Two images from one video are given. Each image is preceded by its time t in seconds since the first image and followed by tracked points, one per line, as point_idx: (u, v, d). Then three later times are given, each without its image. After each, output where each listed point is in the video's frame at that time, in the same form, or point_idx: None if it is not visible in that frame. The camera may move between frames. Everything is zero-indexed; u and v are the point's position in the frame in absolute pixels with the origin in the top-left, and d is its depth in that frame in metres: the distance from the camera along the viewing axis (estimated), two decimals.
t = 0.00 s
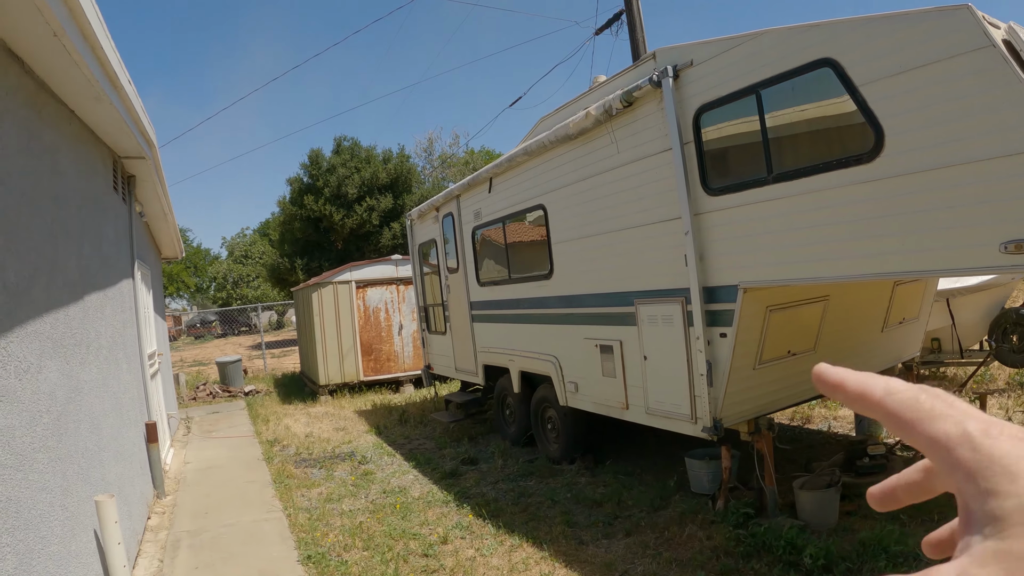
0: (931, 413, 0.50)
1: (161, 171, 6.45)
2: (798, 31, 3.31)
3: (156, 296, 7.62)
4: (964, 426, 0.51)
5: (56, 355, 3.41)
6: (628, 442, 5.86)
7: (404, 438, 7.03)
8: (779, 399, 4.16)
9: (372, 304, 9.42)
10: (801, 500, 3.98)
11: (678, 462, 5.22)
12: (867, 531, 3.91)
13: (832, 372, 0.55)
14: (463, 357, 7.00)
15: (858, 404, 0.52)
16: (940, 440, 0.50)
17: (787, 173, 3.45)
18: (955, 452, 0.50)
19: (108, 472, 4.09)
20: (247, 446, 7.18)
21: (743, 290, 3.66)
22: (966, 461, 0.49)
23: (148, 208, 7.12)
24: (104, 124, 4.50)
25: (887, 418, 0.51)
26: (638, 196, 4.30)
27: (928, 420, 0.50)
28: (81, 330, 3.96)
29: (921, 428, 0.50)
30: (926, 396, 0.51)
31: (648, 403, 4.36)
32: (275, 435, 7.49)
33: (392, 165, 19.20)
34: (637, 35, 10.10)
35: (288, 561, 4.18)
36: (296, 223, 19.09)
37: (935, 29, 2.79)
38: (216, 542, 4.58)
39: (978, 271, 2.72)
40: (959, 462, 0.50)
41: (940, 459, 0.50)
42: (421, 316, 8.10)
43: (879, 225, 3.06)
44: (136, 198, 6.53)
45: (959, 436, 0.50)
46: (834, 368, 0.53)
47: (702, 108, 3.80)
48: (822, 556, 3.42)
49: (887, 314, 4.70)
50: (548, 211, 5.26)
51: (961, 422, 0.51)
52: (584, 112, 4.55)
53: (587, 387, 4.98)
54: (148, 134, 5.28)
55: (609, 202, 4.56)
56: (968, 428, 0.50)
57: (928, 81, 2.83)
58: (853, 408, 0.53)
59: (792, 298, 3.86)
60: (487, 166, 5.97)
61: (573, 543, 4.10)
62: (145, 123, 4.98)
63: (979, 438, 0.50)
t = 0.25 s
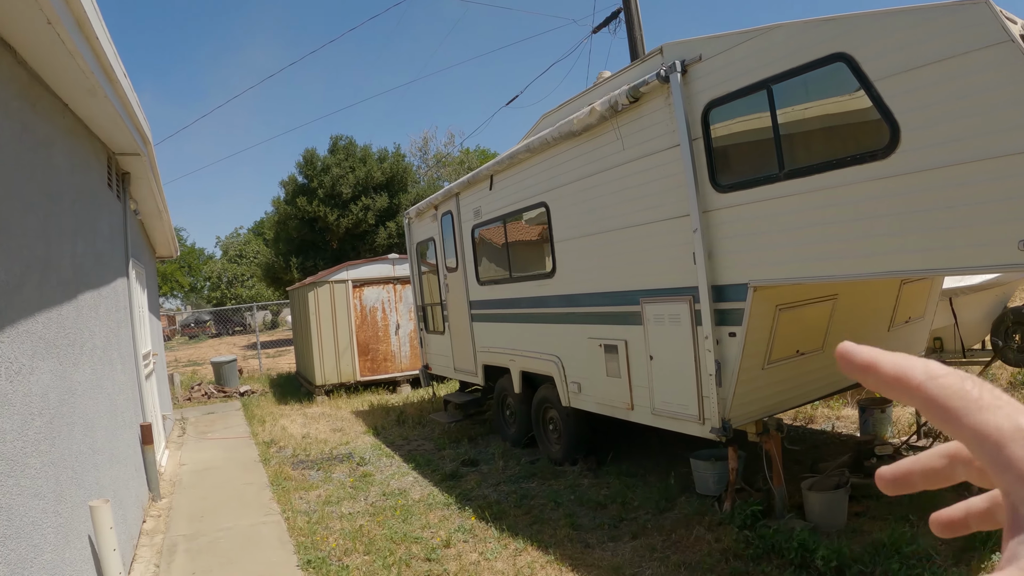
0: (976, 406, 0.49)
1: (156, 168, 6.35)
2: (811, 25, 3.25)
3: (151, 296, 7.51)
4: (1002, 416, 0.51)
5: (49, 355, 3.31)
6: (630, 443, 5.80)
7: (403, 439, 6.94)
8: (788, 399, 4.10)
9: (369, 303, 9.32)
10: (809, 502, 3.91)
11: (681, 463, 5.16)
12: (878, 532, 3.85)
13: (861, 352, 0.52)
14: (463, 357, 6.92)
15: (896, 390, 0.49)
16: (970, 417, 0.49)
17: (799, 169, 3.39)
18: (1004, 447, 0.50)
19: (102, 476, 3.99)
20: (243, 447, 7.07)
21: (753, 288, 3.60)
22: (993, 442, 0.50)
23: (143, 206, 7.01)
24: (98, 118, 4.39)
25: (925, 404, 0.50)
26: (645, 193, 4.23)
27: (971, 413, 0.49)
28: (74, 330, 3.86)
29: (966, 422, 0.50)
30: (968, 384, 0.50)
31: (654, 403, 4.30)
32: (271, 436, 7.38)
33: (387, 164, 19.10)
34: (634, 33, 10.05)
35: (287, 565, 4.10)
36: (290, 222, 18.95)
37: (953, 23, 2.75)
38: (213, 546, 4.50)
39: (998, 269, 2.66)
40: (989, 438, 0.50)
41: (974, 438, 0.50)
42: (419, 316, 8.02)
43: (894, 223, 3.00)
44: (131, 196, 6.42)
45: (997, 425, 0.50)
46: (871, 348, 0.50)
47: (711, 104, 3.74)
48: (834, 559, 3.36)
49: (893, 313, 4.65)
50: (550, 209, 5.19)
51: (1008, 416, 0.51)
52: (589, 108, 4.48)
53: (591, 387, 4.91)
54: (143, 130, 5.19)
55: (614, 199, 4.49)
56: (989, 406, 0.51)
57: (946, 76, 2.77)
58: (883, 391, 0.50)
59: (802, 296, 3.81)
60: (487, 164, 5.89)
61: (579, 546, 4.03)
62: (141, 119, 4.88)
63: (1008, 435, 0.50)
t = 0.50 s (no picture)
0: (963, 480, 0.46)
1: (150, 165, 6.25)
2: (820, 19, 3.20)
3: (144, 294, 7.40)
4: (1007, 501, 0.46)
5: (40, 354, 3.22)
6: (631, 443, 5.74)
7: (400, 440, 6.86)
8: (793, 398, 4.05)
9: (364, 303, 9.23)
10: (815, 502, 3.86)
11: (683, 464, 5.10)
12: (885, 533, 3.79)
13: (860, 429, 0.51)
14: (460, 357, 6.84)
15: (889, 466, 0.48)
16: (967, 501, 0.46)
17: (808, 165, 3.33)
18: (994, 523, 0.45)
19: (95, 479, 3.90)
20: (238, 448, 6.97)
21: (760, 286, 3.55)
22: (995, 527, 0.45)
23: (137, 204, 6.91)
24: (91, 111, 4.29)
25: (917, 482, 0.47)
26: (649, 190, 4.18)
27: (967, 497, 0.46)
28: (67, 329, 3.77)
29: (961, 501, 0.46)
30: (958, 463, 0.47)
31: (657, 403, 4.24)
32: (266, 437, 7.28)
33: (382, 164, 19.01)
34: (631, 33, 10.02)
35: (285, 569, 4.01)
36: (284, 222, 18.82)
37: (967, 16, 2.69)
38: (208, 550, 4.41)
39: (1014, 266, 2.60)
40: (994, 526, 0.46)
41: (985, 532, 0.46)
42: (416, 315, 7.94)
43: (905, 219, 2.95)
44: (124, 193, 6.32)
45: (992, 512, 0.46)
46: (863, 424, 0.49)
47: (717, 99, 3.69)
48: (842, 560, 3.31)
49: (898, 311, 4.61)
50: (551, 207, 5.12)
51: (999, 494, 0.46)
52: (592, 104, 4.42)
53: (592, 386, 4.85)
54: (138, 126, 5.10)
55: (617, 196, 4.44)
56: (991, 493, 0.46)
57: (959, 71, 2.72)
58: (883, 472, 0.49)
59: (808, 294, 3.76)
60: (487, 161, 5.83)
61: (582, 548, 3.96)
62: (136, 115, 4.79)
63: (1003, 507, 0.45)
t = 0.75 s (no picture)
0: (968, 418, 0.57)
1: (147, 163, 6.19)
2: (829, 17, 3.19)
3: (140, 294, 7.33)
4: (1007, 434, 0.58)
5: (41, 355, 3.17)
6: (633, 442, 5.73)
7: (399, 441, 6.82)
8: (799, 397, 4.05)
9: (361, 303, 9.18)
10: (820, 501, 3.85)
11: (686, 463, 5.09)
12: (891, 531, 3.79)
13: (902, 392, 0.59)
14: (459, 357, 6.81)
15: (939, 421, 0.57)
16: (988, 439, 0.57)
17: (817, 163, 3.33)
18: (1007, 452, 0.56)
19: (95, 481, 3.84)
20: (236, 449, 6.91)
21: (768, 284, 3.54)
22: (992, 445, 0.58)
23: (133, 202, 6.84)
24: (90, 108, 4.24)
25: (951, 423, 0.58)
26: (654, 189, 4.17)
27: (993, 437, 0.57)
28: (66, 329, 3.72)
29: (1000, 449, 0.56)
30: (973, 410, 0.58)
31: (662, 403, 4.23)
32: (264, 438, 7.22)
33: (376, 164, 18.93)
34: (628, 33, 10.00)
35: (288, 571, 3.97)
36: (278, 222, 18.71)
37: (977, 15, 2.68)
38: (209, 552, 4.36)
39: None
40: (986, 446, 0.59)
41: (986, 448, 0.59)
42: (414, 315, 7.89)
43: (915, 217, 2.94)
44: (121, 192, 6.25)
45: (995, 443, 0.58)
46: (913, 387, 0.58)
47: (725, 97, 3.68)
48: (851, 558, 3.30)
49: (901, 310, 4.62)
50: (553, 206, 5.10)
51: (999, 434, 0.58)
52: (596, 102, 4.41)
53: (596, 386, 4.83)
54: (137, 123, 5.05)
55: (621, 195, 4.42)
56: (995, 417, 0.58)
57: (970, 70, 2.72)
58: (926, 428, 0.59)
59: (815, 293, 3.76)
60: (488, 160, 5.80)
61: (588, 548, 3.95)
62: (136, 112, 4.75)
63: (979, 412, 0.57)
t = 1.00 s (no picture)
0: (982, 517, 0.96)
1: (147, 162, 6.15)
2: (841, 19, 3.20)
3: (138, 294, 7.27)
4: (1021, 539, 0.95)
5: (46, 356, 3.13)
6: (637, 442, 5.72)
7: (400, 441, 6.79)
8: (806, 396, 4.05)
9: (360, 303, 9.14)
10: (828, 499, 3.85)
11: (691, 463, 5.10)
12: (898, 528, 3.81)
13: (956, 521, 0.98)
14: (461, 357, 6.79)
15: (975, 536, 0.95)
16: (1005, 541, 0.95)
17: (828, 163, 3.33)
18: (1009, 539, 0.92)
19: (99, 484, 3.81)
20: (235, 451, 6.87)
21: (777, 284, 3.54)
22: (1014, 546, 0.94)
23: (131, 202, 6.79)
24: (91, 105, 4.19)
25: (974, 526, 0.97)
26: (661, 189, 4.16)
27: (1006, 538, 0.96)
28: (69, 330, 3.67)
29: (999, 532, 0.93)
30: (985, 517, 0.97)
31: (669, 402, 4.22)
32: (264, 439, 7.18)
33: (372, 164, 18.87)
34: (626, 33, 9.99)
35: (294, 573, 3.95)
36: (274, 222, 18.62)
37: (990, 17, 2.69)
38: (214, 555, 4.33)
39: None
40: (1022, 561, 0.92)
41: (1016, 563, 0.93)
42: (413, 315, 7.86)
43: (926, 217, 2.95)
44: (120, 191, 6.20)
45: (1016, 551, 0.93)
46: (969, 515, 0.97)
47: (734, 98, 3.68)
48: (860, 555, 3.33)
49: (907, 310, 4.63)
50: (558, 206, 5.09)
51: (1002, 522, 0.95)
52: (603, 102, 4.40)
53: (601, 386, 4.83)
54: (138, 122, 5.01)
55: (628, 195, 4.42)
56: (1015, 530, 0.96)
57: (982, 71, 2.73)
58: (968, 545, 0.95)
59: (823, 292, 3.77)
60: (490, 159, 5.78)
61: (597, 548, 3.94)
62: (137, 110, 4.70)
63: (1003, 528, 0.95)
